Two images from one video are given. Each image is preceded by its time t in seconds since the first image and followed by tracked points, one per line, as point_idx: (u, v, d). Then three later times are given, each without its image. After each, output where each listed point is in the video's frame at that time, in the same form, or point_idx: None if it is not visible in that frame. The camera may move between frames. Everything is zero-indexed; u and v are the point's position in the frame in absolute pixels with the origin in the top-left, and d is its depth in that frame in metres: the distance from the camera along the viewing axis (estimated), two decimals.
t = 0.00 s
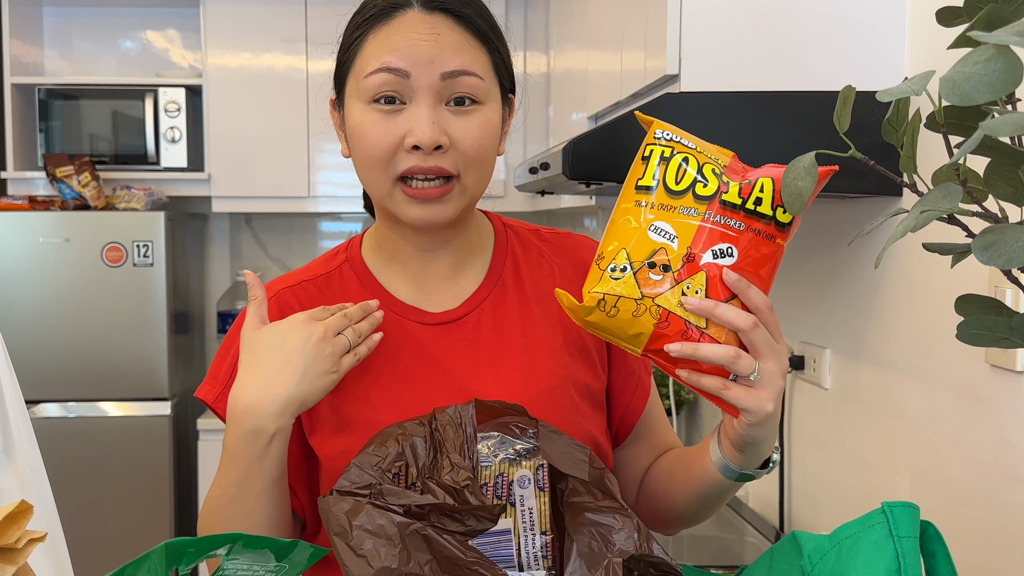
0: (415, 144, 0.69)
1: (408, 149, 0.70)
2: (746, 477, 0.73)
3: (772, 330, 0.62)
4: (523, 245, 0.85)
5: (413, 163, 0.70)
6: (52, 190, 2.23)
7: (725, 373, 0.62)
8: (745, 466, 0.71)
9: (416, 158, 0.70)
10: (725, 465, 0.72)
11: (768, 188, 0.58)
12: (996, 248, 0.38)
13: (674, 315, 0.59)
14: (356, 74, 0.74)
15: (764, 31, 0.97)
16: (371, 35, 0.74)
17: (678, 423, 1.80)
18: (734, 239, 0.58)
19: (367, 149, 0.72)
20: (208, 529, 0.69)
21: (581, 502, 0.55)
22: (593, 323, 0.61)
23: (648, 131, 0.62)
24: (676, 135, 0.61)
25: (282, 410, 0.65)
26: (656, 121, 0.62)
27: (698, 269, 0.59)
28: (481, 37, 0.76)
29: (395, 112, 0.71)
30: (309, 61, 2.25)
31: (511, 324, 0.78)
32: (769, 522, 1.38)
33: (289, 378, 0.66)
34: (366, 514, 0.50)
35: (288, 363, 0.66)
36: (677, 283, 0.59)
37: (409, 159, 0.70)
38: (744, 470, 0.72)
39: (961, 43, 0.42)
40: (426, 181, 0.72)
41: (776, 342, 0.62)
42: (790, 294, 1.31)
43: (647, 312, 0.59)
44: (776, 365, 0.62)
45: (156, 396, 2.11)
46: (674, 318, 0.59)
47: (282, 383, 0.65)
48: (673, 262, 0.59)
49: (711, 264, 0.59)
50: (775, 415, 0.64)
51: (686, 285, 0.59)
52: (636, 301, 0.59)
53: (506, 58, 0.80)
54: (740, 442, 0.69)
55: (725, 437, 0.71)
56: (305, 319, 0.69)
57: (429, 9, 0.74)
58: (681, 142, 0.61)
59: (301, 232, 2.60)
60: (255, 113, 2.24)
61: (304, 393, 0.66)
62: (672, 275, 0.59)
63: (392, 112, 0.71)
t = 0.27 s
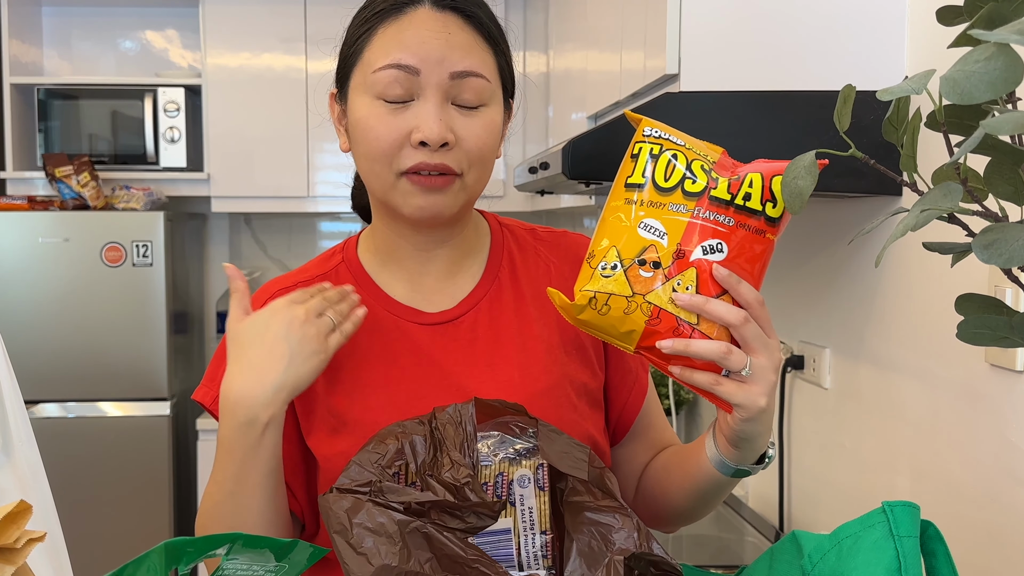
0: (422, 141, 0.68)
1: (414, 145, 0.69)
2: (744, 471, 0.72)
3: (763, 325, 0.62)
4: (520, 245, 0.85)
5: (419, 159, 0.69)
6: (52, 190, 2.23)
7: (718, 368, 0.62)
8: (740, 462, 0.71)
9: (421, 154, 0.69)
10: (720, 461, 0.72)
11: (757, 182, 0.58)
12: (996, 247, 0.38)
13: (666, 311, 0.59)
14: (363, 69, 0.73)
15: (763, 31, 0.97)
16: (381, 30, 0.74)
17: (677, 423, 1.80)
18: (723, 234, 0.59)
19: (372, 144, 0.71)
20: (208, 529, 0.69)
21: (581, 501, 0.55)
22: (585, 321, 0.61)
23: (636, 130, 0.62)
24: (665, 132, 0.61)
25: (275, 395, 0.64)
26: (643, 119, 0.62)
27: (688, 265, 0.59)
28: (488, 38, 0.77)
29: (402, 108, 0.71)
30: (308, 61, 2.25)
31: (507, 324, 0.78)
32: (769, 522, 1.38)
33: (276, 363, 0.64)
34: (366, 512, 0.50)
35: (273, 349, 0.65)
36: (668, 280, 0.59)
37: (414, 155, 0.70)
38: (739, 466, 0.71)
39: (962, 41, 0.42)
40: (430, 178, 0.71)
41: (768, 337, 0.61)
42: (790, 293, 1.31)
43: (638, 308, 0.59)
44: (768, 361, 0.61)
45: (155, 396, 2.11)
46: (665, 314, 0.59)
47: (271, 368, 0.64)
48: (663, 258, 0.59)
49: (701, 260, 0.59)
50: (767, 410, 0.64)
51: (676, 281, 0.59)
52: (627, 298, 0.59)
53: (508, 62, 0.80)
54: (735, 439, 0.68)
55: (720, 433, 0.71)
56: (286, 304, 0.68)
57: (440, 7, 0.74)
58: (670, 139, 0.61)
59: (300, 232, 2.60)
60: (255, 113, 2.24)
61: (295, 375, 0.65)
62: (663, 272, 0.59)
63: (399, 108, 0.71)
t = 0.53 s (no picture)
0: (426, 146, 0.68)
1: (418, 150, 0.69)
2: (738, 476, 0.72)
3: (751, 324, 0.61)
4: (517, 245, 0.85)
5: (425, 165, 0.69)
6: (51, 190, 2.23)
7: (705, 366, 0.61)
8: (733, 464, 0.71)
9: (425, 160, 0.69)
10: (713, 462, 0.72)
11: (745, 181, 0.59)
12: (995, 247, 0.38)
13: (652, 309, 0.59)
14: (363, 73, 0.73)
15: (761, 32, 0.97)
16: (379, 34, 0.73)
17: (677, 423, 1.80)
18: (708, 231, 0.58)
19: (376, 150, 0.71)
20: (207, 529, 0.69)
21: (580, 500, 0.55)
22: (573, 320, 0.61)
23: (626, 130, 0.63)
24: (654, 132, 0.61)
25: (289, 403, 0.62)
26: (632, 120, 0.63)
27: (674, 263, 0.59)
28: (483, 37, 0.77)
29: (405, 112, 0.71)
30: (307, 61, 2.25)
31: (505, 323, 0.78)
32: (767, 522, 1.38)
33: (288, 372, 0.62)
34: (367, 508, 0.50)
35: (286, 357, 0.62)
36: (654, 277, 0.59)
37: (419, 161, 0.70)
38: (732, 467, 0.71)
39: (961, 41, 0.42)
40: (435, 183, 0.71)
41: (756, 336, 0.61)
42: (789, 294, 1.31)
43: (624, 306, 0.59)
44: (755, 359, 0.60)
45: (154, 396, 2.10)
46: (652, 312, 0.59)
47: (284, 379, 0.62)
48: (649, 255, 0.59)
49: (687, 258, 0.58)
50: (755, 410, 0.63)
51: (662, 279, 0.59)
52: (614, 295, 0.59)
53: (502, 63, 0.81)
54: (725, 439, 0.68)
55: (712, 434, 0.70)
56: (299, 307, 0.64)
57: (436, 10, 0.74)
58: (659, 139, 0.61)
59: (299, 233, 2.60)
60: (253, 113, 2.24)
61: (308, 386, 0.62)
62: (648, 269, 0.59)
63: (402, 112, 0.71)
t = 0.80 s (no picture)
0: (432, 151, 0.69)
1: (424, 155, 0.69)
2: (729, 483, 0.72)
3: (741, 332, 0.60)
4: (513, 246, 0.85)
5: (430, 169, 0.70)
6: (49, 190, 2.22)
7: (695, 377, 0.60)
8: (725, 473, 0.71)
9: (431, 164, 0.70)
10: (705, 471, 0.71)
11: (737, 189, 0.58)
12: (993, 247, 0.38)
13: (642, 317, 0.58)
14: (363, 78, 0.73)
15: (759, 32, 0.97)
16: (379, 38, 0.73)
17: (675, 424, 1.80)
18: (699, 239, 0.58)
19: (379, 156, 0.71)
20: (206, 529, 0.69)
21: (578, 500, 0.55)
22: (564, 328, 0.61)
23: (618, 136, 0.63)
24: (646, 139, 0.62)
25: (305, 398, 0.61)
26: (625, 128, 0.63)
27: (663, 270, 0.58)
28: (480, 38, 0.77)
29: (408, 118, 0.71)
30: (305, 61, 2.24)
31: (502, 324, 0.78)
32: (766, 521, 1.38)
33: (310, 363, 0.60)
34: (365, 508, 0.50)
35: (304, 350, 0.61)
36: (643, 284, 0.58)
37: (424, 165, 0.70)
38: (724, 477, 0.71)
39: (959, 41, 0.43)
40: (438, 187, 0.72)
41: (745, 344, 0.61)
42: (787, 294, 1.31)
43: (614, 313, 0.59)
44: (744, 369, 0.60)
45: (153, 396, 2.10)
46: (641, 319, 0.58)
47: (304, 368, 0.60)
48: (639, 262, 0.59)
49: (677, 265, 0.58)
50: (745, 420, 0.63)
51: (651, 286, 0.58)
52: (603, 302, 0.59)
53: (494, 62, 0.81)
54: (716, 448, 0.67)
55: (704, 443, 0.70)
56: (330, 300, 0.61)
57: (435, 13, 0.74)
58: (651, 145, 0.61)
59: (298, 233, 2.60)
60: (252, 114, 2.24)
61: (326, 380, 0.60)
62: (638, 276, 0.59)
63: (405, 117, 0.71)
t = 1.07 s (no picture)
0: (438, 152, 0.69)
1: (429, 156, 0.69)
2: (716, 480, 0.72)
3: (711, 324, 0.60)
4: (510, 246, 0.85)
5: (435, 170, 0.70)
6: (48, 191, 2.22)
7: (668, 371, 0.60)
8: (710, 470, 0.71)
9: (436, 165, 0.70)
10: (691, 468, 0.72)
11: (698, 185, 0.58)
12: (991, 246, 0.38)
13: (612, 314, 0.58)
14: (365, 80, 0.72)
15: (758, 32, 0.97)
16: (379, 41, 0.73)
17: (674, 424, 1.80)
18: (663, 234, 0.58)
19: (384, 158, 0.71)
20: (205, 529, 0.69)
21: (578, 500, 0.55)
22: (536, 332, 0.61)
23: (583, 144, 0.65)
24: (608, 144, 0.63)
25: (358, 388, 0.62)
26: (589, 135, 0.65)
27: (630, 268, 0.58)
28: (477, 37, 0.78)
29: (412, 119, 0.71)
30: (304, 62, 2.25)
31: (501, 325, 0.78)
32: (765, 522, 1.38)
33: (373, 358, 0.62)
34: (365, 508, 0.50)
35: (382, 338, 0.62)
36: (610, 282, 0.58)
37: (429, 166, 0.70)
38: (710, 474, 0.71)
39: (957, 41, 0.43)
40: (443, 188, 0.72)
41: (716, 337, 0.60)
42: (786, 294, 1.31)
43: (583, 312, 0.58)
44: (716, 361, 0.60)
45: (152, 397, 2.10)
46: (611, 317, 0.58)
47: (367, 359, 0.62)
48: (606, 261, 0.59)
49: (643, 262, 0.58)
50: (720, 413, 0.62)
51: (619, 284, 0.58)
52: (572, 303, 0.59)
53: (492, 63, 0.81)
54: (696, 444, 0.67)
55: (687, 443, 0.70)
56: (414, 308, 0.63)
57: (434, 15, 0.74)
58: (613, 150, 0.63)
59: (297, 234, 2.60)
60: (251, 115, 2.24)
61: (383, 378, 0.61)
62: (606, 275, 0.59)
63: (409, 119, 0.71)
